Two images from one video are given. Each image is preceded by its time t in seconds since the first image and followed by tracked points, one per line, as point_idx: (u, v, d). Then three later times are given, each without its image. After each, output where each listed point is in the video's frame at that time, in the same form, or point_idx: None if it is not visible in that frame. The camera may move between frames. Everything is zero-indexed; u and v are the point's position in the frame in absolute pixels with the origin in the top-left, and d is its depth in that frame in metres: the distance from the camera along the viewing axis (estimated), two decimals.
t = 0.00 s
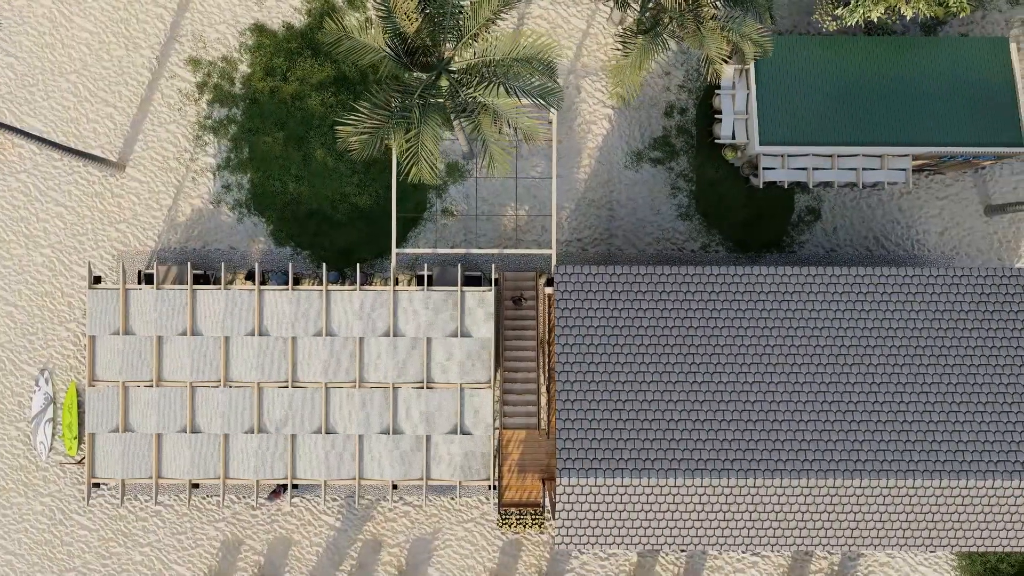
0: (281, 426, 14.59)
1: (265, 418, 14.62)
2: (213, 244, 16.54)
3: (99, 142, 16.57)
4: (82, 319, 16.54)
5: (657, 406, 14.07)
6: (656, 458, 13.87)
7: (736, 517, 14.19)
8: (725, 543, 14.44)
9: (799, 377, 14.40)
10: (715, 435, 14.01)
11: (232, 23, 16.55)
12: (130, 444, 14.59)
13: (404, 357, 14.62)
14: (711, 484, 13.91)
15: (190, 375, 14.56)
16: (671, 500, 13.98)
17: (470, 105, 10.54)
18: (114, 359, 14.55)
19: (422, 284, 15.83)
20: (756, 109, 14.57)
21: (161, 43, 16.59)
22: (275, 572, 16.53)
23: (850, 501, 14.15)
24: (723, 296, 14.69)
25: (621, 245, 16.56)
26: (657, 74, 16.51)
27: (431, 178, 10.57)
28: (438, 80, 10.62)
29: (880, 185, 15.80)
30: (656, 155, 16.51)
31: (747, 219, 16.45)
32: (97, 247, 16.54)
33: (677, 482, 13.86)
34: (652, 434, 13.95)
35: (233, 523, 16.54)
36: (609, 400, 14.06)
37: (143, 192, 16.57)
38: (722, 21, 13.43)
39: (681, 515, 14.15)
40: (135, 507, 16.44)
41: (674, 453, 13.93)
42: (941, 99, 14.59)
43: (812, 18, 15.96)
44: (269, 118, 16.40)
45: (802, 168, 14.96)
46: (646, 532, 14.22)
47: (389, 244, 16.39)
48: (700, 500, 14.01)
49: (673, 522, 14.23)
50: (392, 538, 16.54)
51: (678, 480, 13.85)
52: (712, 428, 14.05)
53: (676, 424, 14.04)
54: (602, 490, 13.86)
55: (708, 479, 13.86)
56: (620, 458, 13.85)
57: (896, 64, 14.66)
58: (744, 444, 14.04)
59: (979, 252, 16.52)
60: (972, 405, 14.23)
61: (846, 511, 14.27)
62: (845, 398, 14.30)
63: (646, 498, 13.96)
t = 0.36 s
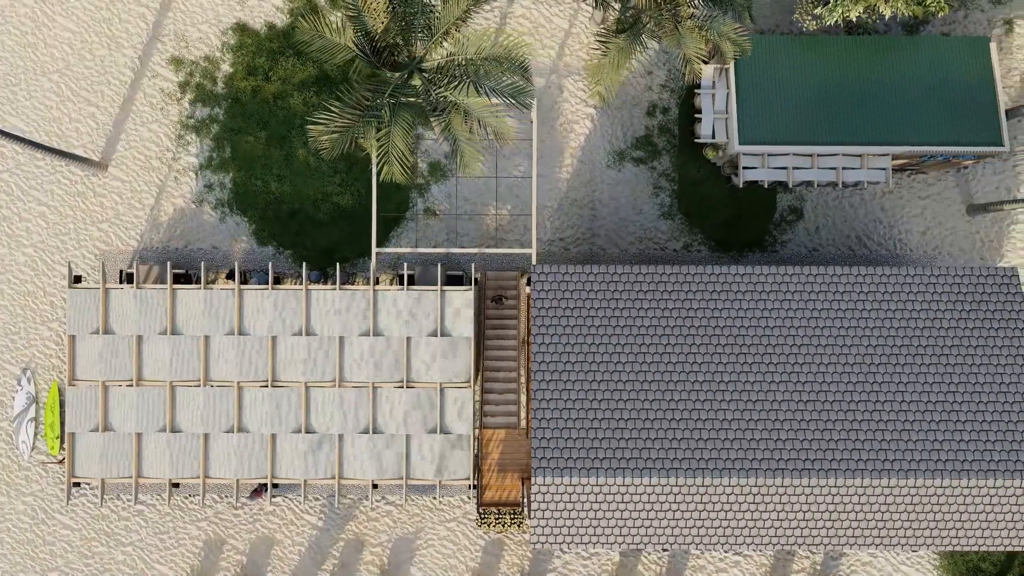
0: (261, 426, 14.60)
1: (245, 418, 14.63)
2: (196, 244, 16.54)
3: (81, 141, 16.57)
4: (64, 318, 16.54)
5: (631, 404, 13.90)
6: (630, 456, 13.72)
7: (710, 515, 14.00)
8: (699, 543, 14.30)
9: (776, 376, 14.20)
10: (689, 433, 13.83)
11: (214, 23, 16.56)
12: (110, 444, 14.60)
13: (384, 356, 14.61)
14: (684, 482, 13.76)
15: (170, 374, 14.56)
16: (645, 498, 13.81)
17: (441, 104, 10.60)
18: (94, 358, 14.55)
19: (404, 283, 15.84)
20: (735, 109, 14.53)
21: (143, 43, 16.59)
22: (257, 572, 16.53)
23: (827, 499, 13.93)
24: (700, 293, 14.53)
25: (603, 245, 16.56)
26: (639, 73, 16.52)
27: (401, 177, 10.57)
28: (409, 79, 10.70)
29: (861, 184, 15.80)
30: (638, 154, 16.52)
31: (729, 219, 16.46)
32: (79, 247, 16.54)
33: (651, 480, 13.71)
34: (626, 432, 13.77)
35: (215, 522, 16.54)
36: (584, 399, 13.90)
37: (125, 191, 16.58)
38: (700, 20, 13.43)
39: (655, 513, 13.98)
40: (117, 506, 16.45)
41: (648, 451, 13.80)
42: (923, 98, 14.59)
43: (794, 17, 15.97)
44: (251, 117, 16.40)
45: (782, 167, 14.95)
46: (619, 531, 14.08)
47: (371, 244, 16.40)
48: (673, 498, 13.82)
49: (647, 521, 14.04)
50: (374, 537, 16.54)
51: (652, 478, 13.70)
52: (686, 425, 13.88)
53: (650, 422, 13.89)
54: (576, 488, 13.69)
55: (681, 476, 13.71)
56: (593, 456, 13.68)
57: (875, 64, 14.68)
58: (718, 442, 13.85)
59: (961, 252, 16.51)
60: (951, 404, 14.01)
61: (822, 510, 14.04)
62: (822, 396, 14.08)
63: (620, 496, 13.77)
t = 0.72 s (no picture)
0: (239, 425, 14.60)
1: (224, 417, 14.62)
2: (177, 244, 16.54)
3: (62, 141, 16.57)
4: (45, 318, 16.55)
5: (604, 403, 13.37)
6: (602, 456, 13.18)
7: (685, 516, 13.50)
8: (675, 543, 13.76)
9: (757, 371, 13.61)
10: (663, 432, 13.29)
11: (195, 22, 16.56)
12: (89, 443, 14.63)
13: (362, 355, 14.60)
14: (658, 482, 13.21)
15: (148, 374, 14.56)
16: (619, 498, 13.28)
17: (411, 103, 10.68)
18: (72, 358, 14.57)
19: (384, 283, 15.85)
20: (713, 108, 14.50)
21: (124, 42, 16.60)
22: (238, 571, 16.51)
23: (806, 500, 13.37)
24: (681, 287, 13.90)
25: (584, 244, 16.56)
26: (620, 73, 16.53)
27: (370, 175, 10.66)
28: (378, 77, 10.79)
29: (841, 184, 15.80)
30: (619, 153, 16.51)
31: (710, 218, 16.45)
32: (59, 246, 16.54)
33: (625, 480, 13.14)
34: (599, 432, 13.25)
35: (196, 522, 16.53)
36: (556, 398, 13.35)
37: (106, 191, 16.58)
38: (676, 18, 13.46)
39: (628, 514, 13.45)
40: (98, 506, 16.45)
41: (623, 450, 13.23)
42: (900, 97, 14.61)
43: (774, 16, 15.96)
44: (232, 117, 16.39)
45: (761, 166, 14.94)
46: (593, 533, 13.55)
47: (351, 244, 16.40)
48: (647, 498, 13.32)
49: (620, 521, 13.51)
50: (355, 537, 16.53)
51: (625, 479, 13.14)
52: (661, 425, 13.34)
53: (626, 420, 13.35)
54: (549, 489, 13.15)
55: (655, 477, 13.17)
56: (564, 457, 13.15)
57: (853, 64, 14.69)
58: (694, 442, 13.30)
59: (942, 251, 16.49)
60: (939, 402, 13.37)
61: (802, 511, 13.49)
62: (803, 395, 13.51)
63: (592, 497, 13.26)
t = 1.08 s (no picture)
0: (216, 424, 14.59)
1: (201, 417, 14.62)
2: (157, 243, 16.53)
3: (42, 140, 16.57)
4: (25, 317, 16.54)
5: (578, 401, 12.89)
6: (576, 456, 12.67)
7: (664, 517, 12.97)
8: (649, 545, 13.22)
9: (732, 366, 13.06)
10: (640, 431, 12.75)
11: (175, 22, 16.56)
12: (66, 442, 14.62)
13: (339, 355, 14.59)
14: (635, 483, 12.65)
15: (125, 373, 14.55)
16: (590, 499, 12.80)
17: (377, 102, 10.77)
18: (49, 357, 14.55)
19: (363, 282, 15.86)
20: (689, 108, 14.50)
21: (104, 41, 16.59)
22: (218, 571, 16.52)
23: (791, 501, 12.76)
24: (654, 280, 13.43)
25: (564, 243, 16.55)
26: (600, 72, 16.53)
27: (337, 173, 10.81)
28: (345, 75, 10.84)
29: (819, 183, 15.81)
30: (599, 153, 16.51)
31: (690, 218, 16.44)
32: (39, 246, 16.53)
33: (595, 480, 12.61)
34: (572, 431, 12.76)
35: (176, 522, 16.51)
36: (529, 397, 12.89)
37: (87, 190, 16.57)
38: (651, 18, 13.46)
39: (604, 515, 12.96)
40: (78, 505, 16.44)
41: (593, 449, 12.71)
42: (877, 96, 14.60)
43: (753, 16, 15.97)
44: (212, 116, 16.39)
45: (738, 165, 14.94)
46: (565, 534, 13.07)
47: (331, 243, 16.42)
48: (623, 499, 12.79)
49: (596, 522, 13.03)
50: (336, 536, 16.54)
51: (599, 480, 12.62)
52: (638, 423, 12.80)
53: (596, 418, 12.83)
54: (522, 489, 12.70)
55: (631, 478, 12.61)
56: (537, 456, 12.66)
57: (829, 63, 14.67)
58: (672, 441, 12.74)
59: (922, 251, 16.50)
60: (924, 398, 12.68)
61: (787, 513, 12.86)
62: (787, 392, 12.88)
63: (566, 497, 12.79)
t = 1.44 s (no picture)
0: (193, 423, 14.60)
1: (177, 416, 14.63)
2: (136, 242, 16.53)
3: (21, 140, 16.57)
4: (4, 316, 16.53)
5: (548, 400, 12.76)
6: (545, 455, 12.55)
7: (634, 515, 12.87)
8: (620, 543, 13.12)
9: (705, 365, 12.88)
10: (609, 431, 12.62)
11: (154, 21, 16.56)
12: (42, 441, 14.62)
13: (315, 354, 14.58)
14: (604, 482, 12.54)
15: (102, 372, 14.54)
16: (559, 497, 12.71)
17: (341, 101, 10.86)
18: (25, 356, 14.54)
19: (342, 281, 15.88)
20: (664, 107, 14.50)
21: (83, 41, 16.60)
22: (197, 570, 16.51)
23: (762, 500, 12.62)
24: (626, 277, 13.26)
25: (543, 242, 16.56)
26: (579, 71, 16.54)
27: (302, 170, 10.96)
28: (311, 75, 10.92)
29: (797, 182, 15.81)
30: (578, 152, 16.52)
31: (669, 217, 16.44)
32: (18, 245, 16.53)
33: (565, 479, 12.51)
34: (542, 430, 12.64)
35: (155, 521, 16.51)
36: (501, 396, 12.78)
37: (66, 189, 16.58)
38: (625, 17, 13.46)
39: (574, 512, 12.88)
40: (57, 505, 16.43)
41: (562, 447, 12.58)
42: (855, 94, 14.53)
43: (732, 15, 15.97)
44: (191, 115, 16.39)
45: (713, 165, 14.96)
46: (535, 532, 13.00)
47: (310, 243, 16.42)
48: (592, 497, 12.70)
49: (566, 520, 12.96)
50: (315, 535, 16.55)
51: (569, 479, 12.51)
52: (607, 423, 12.66)
53: (566, 417, 12.69)
54: (492, 487, 12.63)
55: (600, 477, 12.48)
56: (506, 455, 12.54)
57: (806, 61, 14.60)
58: (642, 441, 12.59)
59: (900, 250, 16.52)
60: (897, 396, 12.52)
61: (758, 511, 12.73)
62: (760, 392, 12.69)
63: (535, 496, 12.71)
